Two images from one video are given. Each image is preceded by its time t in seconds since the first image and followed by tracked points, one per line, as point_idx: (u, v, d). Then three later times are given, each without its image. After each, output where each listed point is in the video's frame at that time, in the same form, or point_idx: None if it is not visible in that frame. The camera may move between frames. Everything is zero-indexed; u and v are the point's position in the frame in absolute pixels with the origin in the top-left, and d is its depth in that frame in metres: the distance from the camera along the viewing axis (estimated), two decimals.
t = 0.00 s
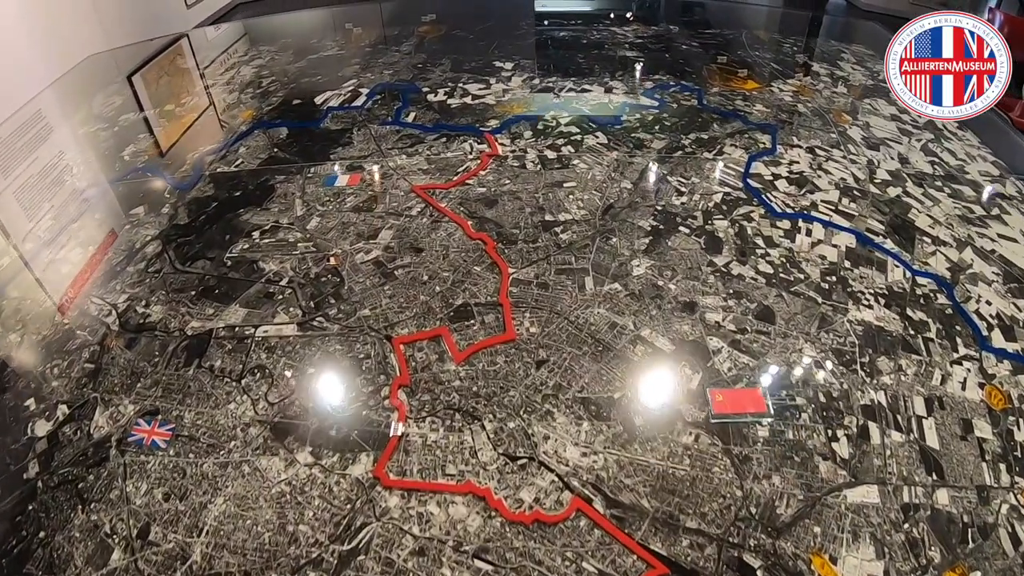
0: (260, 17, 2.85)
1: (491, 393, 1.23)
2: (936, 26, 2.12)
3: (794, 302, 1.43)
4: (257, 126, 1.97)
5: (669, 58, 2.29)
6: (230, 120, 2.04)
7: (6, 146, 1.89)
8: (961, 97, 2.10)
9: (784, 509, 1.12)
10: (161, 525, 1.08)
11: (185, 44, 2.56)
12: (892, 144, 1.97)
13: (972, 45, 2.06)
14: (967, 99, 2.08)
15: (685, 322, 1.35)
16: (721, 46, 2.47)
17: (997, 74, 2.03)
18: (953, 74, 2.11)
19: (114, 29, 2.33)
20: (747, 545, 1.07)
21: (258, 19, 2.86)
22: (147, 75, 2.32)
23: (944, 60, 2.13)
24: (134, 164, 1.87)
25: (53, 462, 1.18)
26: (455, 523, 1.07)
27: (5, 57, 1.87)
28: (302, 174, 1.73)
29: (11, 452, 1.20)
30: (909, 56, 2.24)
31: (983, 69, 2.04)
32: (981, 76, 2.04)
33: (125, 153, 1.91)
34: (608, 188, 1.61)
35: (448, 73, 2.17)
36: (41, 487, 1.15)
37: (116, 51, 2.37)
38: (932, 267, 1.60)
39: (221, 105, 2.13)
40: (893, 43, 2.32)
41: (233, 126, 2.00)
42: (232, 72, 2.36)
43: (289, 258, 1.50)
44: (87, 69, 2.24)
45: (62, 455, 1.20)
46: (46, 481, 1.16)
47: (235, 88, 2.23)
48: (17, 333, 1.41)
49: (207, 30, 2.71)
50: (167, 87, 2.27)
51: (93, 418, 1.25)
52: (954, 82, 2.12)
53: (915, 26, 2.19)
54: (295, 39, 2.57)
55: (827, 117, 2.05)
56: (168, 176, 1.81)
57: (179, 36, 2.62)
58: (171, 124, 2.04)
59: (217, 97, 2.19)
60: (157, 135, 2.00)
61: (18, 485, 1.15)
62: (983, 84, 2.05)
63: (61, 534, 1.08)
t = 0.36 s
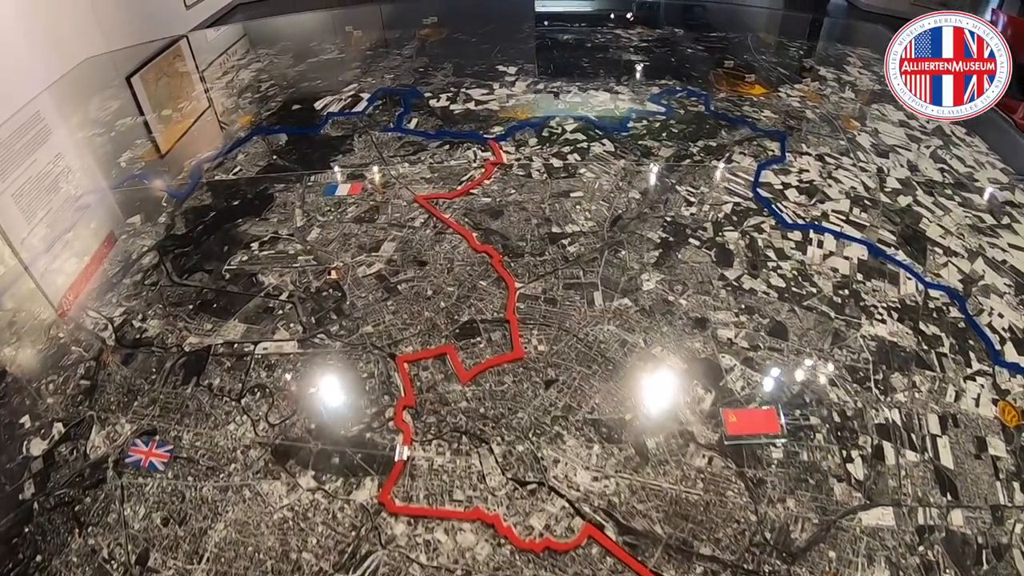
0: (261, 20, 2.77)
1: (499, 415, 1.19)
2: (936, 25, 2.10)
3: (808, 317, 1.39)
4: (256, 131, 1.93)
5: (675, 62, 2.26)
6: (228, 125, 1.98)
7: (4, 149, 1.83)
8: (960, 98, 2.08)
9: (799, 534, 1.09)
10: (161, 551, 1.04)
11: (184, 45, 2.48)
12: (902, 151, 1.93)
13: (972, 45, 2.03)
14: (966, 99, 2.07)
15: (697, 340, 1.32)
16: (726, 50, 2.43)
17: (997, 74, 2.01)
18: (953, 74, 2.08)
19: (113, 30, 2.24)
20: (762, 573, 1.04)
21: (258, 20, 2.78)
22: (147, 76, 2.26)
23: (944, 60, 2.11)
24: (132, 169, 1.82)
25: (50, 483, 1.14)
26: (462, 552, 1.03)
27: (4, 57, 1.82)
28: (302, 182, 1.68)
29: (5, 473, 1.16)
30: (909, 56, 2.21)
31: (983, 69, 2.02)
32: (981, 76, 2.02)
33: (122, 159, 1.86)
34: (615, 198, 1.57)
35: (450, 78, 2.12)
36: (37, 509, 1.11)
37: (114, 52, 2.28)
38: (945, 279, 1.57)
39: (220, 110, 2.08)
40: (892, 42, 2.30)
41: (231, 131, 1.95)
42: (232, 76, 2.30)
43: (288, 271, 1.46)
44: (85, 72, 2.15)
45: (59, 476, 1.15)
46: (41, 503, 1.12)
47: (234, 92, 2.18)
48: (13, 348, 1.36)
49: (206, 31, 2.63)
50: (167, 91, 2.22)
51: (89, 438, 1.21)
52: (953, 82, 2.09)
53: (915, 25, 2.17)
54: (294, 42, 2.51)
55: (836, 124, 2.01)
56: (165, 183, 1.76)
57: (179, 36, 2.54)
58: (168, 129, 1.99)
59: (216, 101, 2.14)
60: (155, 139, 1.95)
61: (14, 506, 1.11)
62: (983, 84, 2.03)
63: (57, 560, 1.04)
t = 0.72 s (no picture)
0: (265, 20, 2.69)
1: (513, 447, 1.13)
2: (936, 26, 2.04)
3: (830, 339, 1.35)
4: (254, 138, 1.89)
5: (686, 68, 2.22)
6: (225, 132, 1.94)
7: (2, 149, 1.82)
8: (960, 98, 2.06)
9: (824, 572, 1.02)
10: None
11: (184, 44, 2.47)
12: (918, 161, 1.87)
13: (972, 45, 2.00)
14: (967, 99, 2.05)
15: (717, 365, 1.27)
16: (737, 55, 2.36)
17: (997, 74, 1.99)
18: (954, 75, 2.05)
19: (110, 30, 2.20)
20: None
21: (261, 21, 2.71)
22: (146, 76, 2.24)
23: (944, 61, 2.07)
24: (127, 177, 1.77)
25: (41, 512, 1.08)
26: None
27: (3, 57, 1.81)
28: (301, 193, 1.65)
29: None
30: (909, 56, 2.16)
31: (983, 69, 1.99)
32: (981, 76, 1.99)
33: (117, 166, 1.82)
34: (630, 211, 1.55)
35: (455, 83, 2.11)
36: (29, 540, 1.05)
37: (113, 53, 2.25)
38: (965, 298, 1.50)
39: (217, 115, 2.03)
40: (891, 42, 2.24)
41: (229, 137, 1.91)
42: (229, 79, 2.25)
43: (290, 288, 1.41)
44: (82, 74, 2.12)
45: (51, 505, 1.09)
46: (33, 535, 1.05)
47: (231, 97, 2.13)
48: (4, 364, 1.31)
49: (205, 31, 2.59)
50: (164, 95, 2.18)
51: (82, 465, 1.14)
52: (953, 82, 2.06)
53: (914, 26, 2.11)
54: (295, 45, 2.46)
55: (850, 133, 1.96)
56: (160, 192, 1.71)
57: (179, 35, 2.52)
58: (165, 135, 1.95)
59: (214, 104, 2.10)
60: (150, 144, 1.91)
61: (4, 537, 1.05)
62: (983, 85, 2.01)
63: None
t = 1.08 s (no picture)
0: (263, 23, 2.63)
1: (513, 477, 1.09)
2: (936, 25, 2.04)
3: (840, 360, 1.31)
4: (248, 148, 1.83)
5: (689, 73, 2.17)
6: (218, 140, 1.88)
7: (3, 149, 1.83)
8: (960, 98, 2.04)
9: None
10: None
11: (182, 45, 2.42)
12: (925, 169, 1.82)
13: (972, 45, 1.99)
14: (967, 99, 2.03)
15: (724, 390, 1.23)
16: (740, 59, 2.32)
17: (997, 74, 1.98)
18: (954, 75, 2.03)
19: (108, 30, 2.20)
20: None
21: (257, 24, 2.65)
22: (143, 79, 2.19)
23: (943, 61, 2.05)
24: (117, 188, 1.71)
25: (31, 541, 1.04)
26: None
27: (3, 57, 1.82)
28: (295, 207, 1.61)
29: None
30: (909, 56, 2.15)
31: (983, 69, 1.98)
32: (981, 76, 1.98)
33: (109, 177, 1.76)
34: (634, 225, 1.53)
35: (453, 89, 2.07)
36: (20, 570, 1.01)
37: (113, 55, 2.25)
38: (975, 313, 1.44)
39: (210, 123, 1.97)
40: (892, 43, 2.23)
41: (222, 146, 1.85)
42: (224, 85, 2.19)
43: (283, 307, 1.37)
44: (78, 77, 2.11)
45: (42, 533, 1.05)
46: (23, 566, 1.01)
47: (224, 104, 2.07)
48: None
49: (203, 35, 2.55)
50: (158, 102, 2.11)
51: (73, 492, 1.10)
52: (953, 82, 2.04)
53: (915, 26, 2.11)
54: (290, 49, 2.40)
55: (857, 141, 1.91)
56: (152, 204, 1.66)
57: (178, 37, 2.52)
58: (157, 144, 1.88)
59: (207, 110, 2.04)
60: (142, 153, 1.85)
61: None
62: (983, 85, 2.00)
63: None
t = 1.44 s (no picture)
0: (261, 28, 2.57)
1: (511, 513, 1.05)
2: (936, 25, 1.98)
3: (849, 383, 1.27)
4: (240, 159, 1.78)
5: (691, 80, 2.12)
6: (211, 150, 1.83)
7: None
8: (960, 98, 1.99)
9: None
10: None
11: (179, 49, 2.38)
12: (932, 179, 1.77)
13: (972, 45, 1.93)
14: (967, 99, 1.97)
15: (730, 419, 1.19)
16: (743, 64, 2.26)
17: (997, 74, 1.92)
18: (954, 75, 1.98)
19: (105, 30, 2.12)
20: None
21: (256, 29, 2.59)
22: (140, 84, 2.16)
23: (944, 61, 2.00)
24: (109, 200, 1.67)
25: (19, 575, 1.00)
26: None
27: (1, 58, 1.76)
28: (288, 223, 1.56)
29: None
30: (909, 56, 2.10)
31: (983, 69, 1.93)
32: (981, 76, 1.93)
33: (100, 188, 1.71)
34: (636, 243, 1.49)
35: (450, 97, 2.01)
36: None
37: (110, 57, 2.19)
38: (986, 330, 1.39)
39: (203, 131, 1.91)
40: (892, 42, 2.18)
41: (215, 157, 1.79)
42: (218, 91, 2.13)
43: (276, 331, 1.33)
44: (73, 82, 2.05)
45: (33, 564, 1.01)
46: None
47: (218, 112, 2.01)
48: None
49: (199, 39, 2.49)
50: (151, 110, 2.06)
51: (64, 521, 1.06)
52: (953, 82, 1.99)
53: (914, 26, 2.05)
54: (286, 55, 2.34)
55: (863, 150, 1.86)
56: (143, 218, 1.61)
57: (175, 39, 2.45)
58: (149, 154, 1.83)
59: (200, 117, 1.98)
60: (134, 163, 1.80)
61: None
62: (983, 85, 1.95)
63: None
